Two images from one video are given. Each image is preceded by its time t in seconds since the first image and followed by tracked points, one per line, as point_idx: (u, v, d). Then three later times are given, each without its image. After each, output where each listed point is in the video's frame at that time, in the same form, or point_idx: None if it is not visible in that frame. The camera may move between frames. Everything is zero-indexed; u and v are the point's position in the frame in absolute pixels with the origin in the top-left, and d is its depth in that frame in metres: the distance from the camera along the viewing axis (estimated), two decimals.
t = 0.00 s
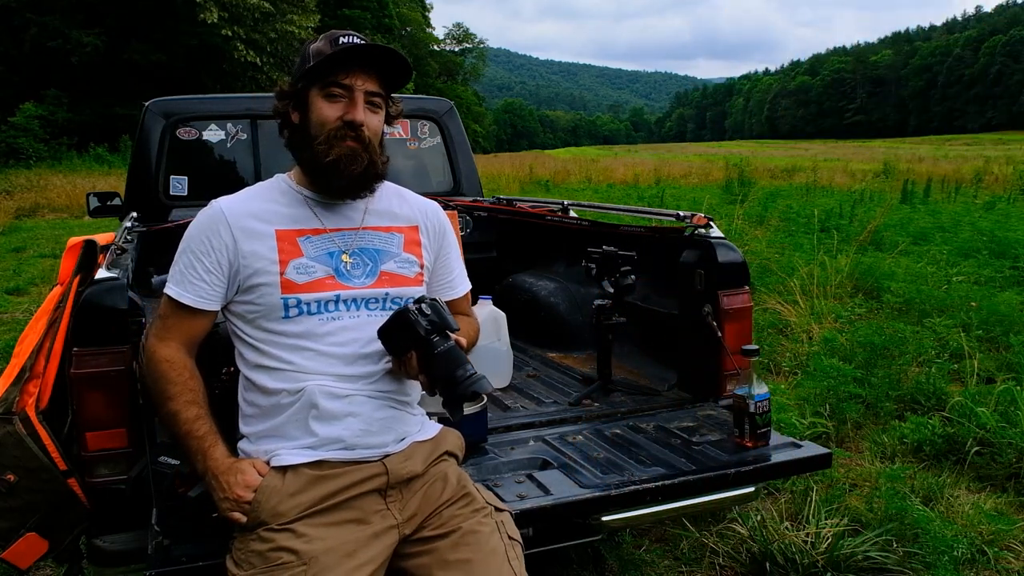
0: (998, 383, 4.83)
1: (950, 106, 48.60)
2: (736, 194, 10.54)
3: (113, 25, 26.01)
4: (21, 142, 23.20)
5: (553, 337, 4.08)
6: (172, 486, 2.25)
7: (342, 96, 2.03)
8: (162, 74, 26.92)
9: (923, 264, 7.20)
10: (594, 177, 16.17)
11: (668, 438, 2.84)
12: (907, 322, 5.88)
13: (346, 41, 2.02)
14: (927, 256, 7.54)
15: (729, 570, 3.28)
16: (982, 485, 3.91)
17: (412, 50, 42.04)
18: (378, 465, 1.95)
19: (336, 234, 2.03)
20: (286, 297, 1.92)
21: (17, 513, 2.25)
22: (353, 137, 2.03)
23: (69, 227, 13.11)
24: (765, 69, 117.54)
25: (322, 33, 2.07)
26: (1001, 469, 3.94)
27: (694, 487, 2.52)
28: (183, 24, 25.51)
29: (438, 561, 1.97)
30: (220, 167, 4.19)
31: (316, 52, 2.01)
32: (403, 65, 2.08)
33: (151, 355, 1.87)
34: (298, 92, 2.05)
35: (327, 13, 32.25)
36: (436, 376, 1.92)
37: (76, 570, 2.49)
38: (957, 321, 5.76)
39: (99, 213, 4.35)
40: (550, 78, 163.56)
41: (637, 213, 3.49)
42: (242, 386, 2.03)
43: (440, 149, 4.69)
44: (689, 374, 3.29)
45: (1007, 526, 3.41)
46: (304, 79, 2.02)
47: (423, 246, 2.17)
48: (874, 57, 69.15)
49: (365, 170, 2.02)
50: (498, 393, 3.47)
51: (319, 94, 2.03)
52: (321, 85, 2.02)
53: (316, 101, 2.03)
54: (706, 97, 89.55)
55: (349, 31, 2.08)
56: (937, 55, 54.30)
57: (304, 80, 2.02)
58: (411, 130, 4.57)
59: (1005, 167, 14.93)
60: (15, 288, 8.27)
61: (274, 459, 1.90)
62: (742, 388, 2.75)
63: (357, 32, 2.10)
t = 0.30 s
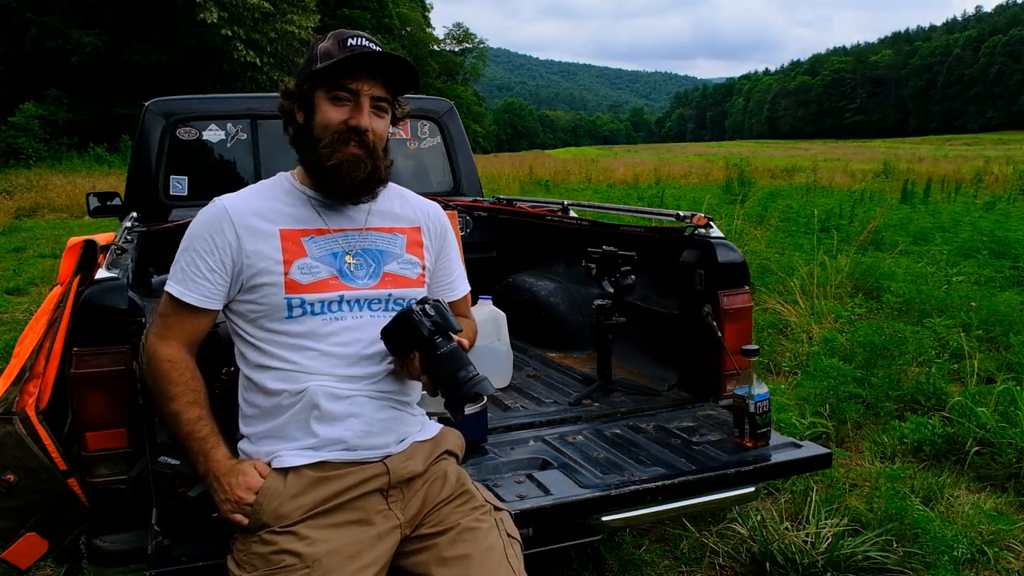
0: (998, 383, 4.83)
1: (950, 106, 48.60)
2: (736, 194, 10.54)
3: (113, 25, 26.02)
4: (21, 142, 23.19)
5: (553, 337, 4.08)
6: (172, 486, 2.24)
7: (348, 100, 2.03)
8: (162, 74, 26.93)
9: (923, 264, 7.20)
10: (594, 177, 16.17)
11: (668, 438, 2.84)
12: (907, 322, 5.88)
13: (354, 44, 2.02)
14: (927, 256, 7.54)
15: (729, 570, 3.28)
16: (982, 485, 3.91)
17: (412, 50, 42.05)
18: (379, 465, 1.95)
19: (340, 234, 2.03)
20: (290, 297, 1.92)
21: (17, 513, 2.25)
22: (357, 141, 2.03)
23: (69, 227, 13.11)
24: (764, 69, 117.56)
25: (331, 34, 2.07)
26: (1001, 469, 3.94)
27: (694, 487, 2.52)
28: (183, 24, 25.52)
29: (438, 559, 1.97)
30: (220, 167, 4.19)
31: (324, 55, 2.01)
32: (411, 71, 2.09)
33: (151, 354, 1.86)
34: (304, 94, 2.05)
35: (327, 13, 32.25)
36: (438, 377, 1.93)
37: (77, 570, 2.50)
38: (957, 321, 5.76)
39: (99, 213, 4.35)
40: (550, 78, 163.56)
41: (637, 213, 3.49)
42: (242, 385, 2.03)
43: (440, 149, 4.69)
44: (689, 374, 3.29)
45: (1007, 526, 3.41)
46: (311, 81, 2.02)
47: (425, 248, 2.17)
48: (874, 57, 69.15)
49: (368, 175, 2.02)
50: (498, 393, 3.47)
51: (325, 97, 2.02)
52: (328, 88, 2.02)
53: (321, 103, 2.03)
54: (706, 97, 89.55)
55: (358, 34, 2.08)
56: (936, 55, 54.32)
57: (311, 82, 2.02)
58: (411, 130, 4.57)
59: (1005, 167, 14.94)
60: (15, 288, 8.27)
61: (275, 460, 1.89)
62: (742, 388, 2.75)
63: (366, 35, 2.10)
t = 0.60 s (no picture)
0: (998, 383, 4.83)
1: (950, 106, 48.59)
2: (736, 194, 10.54)
3: (113, 25, 26.03)
4: (21, 142, 23.19)
5: (553, 337, 4.08)
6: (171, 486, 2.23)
7: (348, 97, 2.02)
8: (162, 74, 26.93)
9: (922, 264, 7.20)
10: (594, 177, 16.17)
11: (668, 438, 2.84)
12: (907, 322, 5.88)
13: (355, 41, 2.02)
14: (927, 256, 7.54)
15: (729, 570, 3.28)
16: (982, 485, 3.91)
17: (412, 50, 42.03)
18: (381, 468, 1.95)
19: (342, 234, 2.02)
20: (293, 296, 1.92)
21: (17, 513, 2.25)
22: (358, 139, 2.03)
23: (68, 227, 13.11)
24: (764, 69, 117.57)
25: (331, 32, 2.07)
26: (1001, 469, 3.94)
27: (694, 487, 2.52)
28: (183, 24, 25.52)
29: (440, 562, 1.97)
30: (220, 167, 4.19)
31: (324, 53, 2.00)
32: (412, 69, 2.08)
33: (151, 354, 1.86)
34: (305, 91, 2.05)
35: (327, 13, 32.26)
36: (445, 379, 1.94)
37: (77, 570, 2.50)
38: (957, 321, 5.76)
39: (99, 213, 4.35)
40: (550, 78, 163.55)
41: (637, 213, 3.49)
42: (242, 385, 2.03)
43: (440, 149, 4.69)
44: (689, 374, 3.29)
45: (1007, 526, 3.41)
46: (312, 79, 2.02)
47: (427, 248, 2.17)
48: (874, 57, 69.14)
49: (369, 173, 2.02)
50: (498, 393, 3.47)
51: (327, 96, 2.02)
52: (329, 86, 2.02)
53: (322, 101, 2.03)
54: (705, 97, 89.54)
55: (359, 31, 2.08)
56: (936, 55, 54.30)
57: (312, 80, 2.02)
58: (411, 130, 4.57)
59: (1005, 167, 14.93)
60: (15, 288, 8.27)
61: (276, 462, 1.89)
62: (742, 388, 2.75)
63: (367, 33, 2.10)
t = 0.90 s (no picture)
0: (998, 383, 4.83)
1: (950, 106, 48.58)
2: (736, 194, 10.54)
3: (113, 25, 26.03)
4: (21, 142, 23.19)
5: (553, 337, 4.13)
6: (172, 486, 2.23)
7: (329, 115, 2.00)
8: (162, 74, 26.92)
9: (923, 264, 7.20)
10: (594, 177, 16.17)
11: (668, 438, 2.84)
12: (907, 322, 5.88)
13: (328, 54, 2.00)
14: (927, 255, 7.53)
15: (729, 570, 3.28)
16: (982, 485, 3.90)
17: (412, 50, 42.00)
18: (379, 469, 1.95)
19: (343, 233, 2.03)
20: (292, 293, 1.92)
21: (17, 513, 2.26)
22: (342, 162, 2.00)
23: (68, 227, 13.10)
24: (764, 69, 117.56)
25: (308, 42, 2.05)
26: (1001, 469, 3.94)
27: (694, 487, 2.52)
28: (183, 24, 25.52)
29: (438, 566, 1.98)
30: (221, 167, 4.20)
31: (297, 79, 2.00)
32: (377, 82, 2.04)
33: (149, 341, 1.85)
34: (290, 110, 2.05)
35: (327, 13, 32.26)
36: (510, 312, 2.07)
37: (77, 570, 2.50)
38: (957, 321, 5.76)
39: (99, 213, 4.35)
40: (550, 78, 163.55)
41: (637, 213, 3.49)
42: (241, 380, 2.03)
43: (440, 149, 4.69)
44: (689, 374, 3.28)
45: (1007, 526, 3.41)
46: (292, 99, 2.01)
47: (429, 249, 2.17)
48: (874, 57, 69.14)
49: (359, 190, 2.01)
50: (498, 394, 3.47)
51: (307, 115, 2.01)
52: (308, 105, 2.00)
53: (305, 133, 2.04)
54: (705, 97, 89.53)
55: (335, 36, 2.05)
56: (936, 55, 54.29)
57: (293, 100, 2.01)
58: (411, 130, 4.57)
59: (1005, 167, 14.92)
60: (15, 288, 8.27)
61: (273, 460, 1.89)
62: (741, 388, 2.75)
63: (344, 36, 2.07)
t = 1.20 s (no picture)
0: (998, 383, 4.83)
1: (950, 106, 48.57)
2: (736, 194, 10.54)
3: (113, 25, 26.03)
4: (21, 142, 23.18)
5: (553, 338, 4.12)
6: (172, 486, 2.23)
7: (341, 140, 1.97)
8: (162, 74, 26.91)
9: (923, 264, 7.20)
10: (594, 177, 16.16)
11: (668, 438, 2.84)
12: (906, 322, 5.88)
13: (334, 77, 1.95)
14: (927, 256, 7.53)
15: (729, 570, 3.28)
16: (982, 485, 3.90)
17: (412, 50, 41.98)
18: (379, 464, 1.94)
19: (351, 235, 2.00)
20: (299, 294, 1.93)
21: (17, 513, 2.26)
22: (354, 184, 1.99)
23: (68, 227, 13.09)
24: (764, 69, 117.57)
25: (308, 61, 1.99)
26: (1001, 469, 3.94)
27: (694, 487, 2.52)
28: (183, 24, 25.52)
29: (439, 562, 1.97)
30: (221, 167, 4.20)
31: (307, 104, 1.96)
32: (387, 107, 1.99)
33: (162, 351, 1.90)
34: (300, 134, 2.02)
35: (327, 13, 32.26)
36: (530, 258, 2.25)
37: (78, 570, 2.50)
38: (957, 321, 5.76)
39: (99, 213, 4.35)
40: (550, 78, 163.55)
41: (637, 213, 3.49)
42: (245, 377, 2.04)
43: (440, 149, 4.69)
44: (689, 374, 3.28)
45: (1007, 526, 3.41)
46: (303, 126, 1.97)
47: (437, 250, 2.15)
48: (874, 57, 69.15)
49: (376, 209, 2.01)
50: (498, 394, 3.48)
51: (318, 141, 1.98)
52: (318, 133, 1.96)
53: (316, 153, 2.01)
54: (705, 97, 89.52)
55: (335, 53, 1.99)
56: (936, 55, 54.29)
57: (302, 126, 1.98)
58: (411, 130, 4.58)
59: (1005, 167, 14.92)
60: (15, 288, 8.27)
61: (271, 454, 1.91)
62: (742, 388, 2.75)
63: (343, 48, 2.00)
